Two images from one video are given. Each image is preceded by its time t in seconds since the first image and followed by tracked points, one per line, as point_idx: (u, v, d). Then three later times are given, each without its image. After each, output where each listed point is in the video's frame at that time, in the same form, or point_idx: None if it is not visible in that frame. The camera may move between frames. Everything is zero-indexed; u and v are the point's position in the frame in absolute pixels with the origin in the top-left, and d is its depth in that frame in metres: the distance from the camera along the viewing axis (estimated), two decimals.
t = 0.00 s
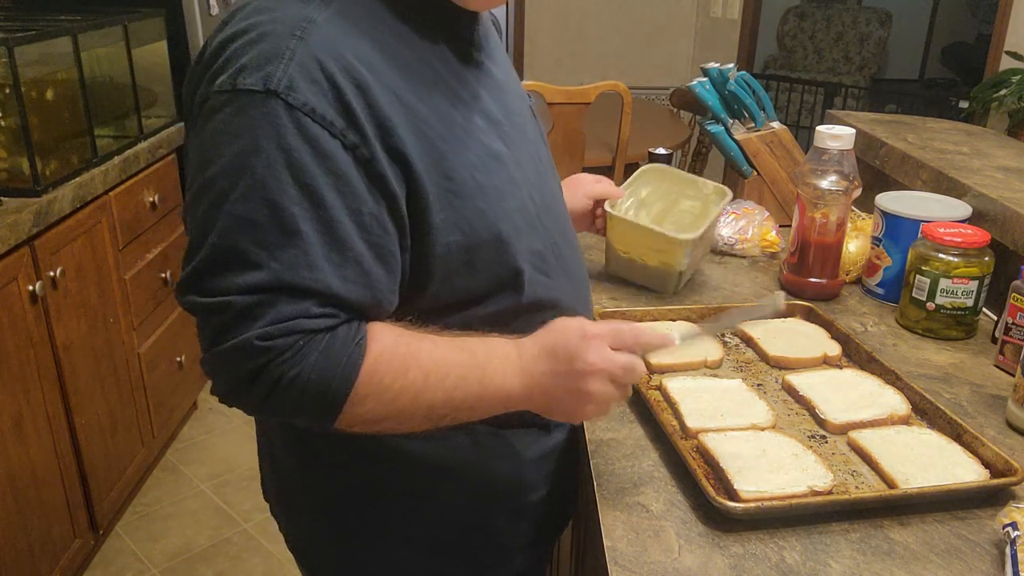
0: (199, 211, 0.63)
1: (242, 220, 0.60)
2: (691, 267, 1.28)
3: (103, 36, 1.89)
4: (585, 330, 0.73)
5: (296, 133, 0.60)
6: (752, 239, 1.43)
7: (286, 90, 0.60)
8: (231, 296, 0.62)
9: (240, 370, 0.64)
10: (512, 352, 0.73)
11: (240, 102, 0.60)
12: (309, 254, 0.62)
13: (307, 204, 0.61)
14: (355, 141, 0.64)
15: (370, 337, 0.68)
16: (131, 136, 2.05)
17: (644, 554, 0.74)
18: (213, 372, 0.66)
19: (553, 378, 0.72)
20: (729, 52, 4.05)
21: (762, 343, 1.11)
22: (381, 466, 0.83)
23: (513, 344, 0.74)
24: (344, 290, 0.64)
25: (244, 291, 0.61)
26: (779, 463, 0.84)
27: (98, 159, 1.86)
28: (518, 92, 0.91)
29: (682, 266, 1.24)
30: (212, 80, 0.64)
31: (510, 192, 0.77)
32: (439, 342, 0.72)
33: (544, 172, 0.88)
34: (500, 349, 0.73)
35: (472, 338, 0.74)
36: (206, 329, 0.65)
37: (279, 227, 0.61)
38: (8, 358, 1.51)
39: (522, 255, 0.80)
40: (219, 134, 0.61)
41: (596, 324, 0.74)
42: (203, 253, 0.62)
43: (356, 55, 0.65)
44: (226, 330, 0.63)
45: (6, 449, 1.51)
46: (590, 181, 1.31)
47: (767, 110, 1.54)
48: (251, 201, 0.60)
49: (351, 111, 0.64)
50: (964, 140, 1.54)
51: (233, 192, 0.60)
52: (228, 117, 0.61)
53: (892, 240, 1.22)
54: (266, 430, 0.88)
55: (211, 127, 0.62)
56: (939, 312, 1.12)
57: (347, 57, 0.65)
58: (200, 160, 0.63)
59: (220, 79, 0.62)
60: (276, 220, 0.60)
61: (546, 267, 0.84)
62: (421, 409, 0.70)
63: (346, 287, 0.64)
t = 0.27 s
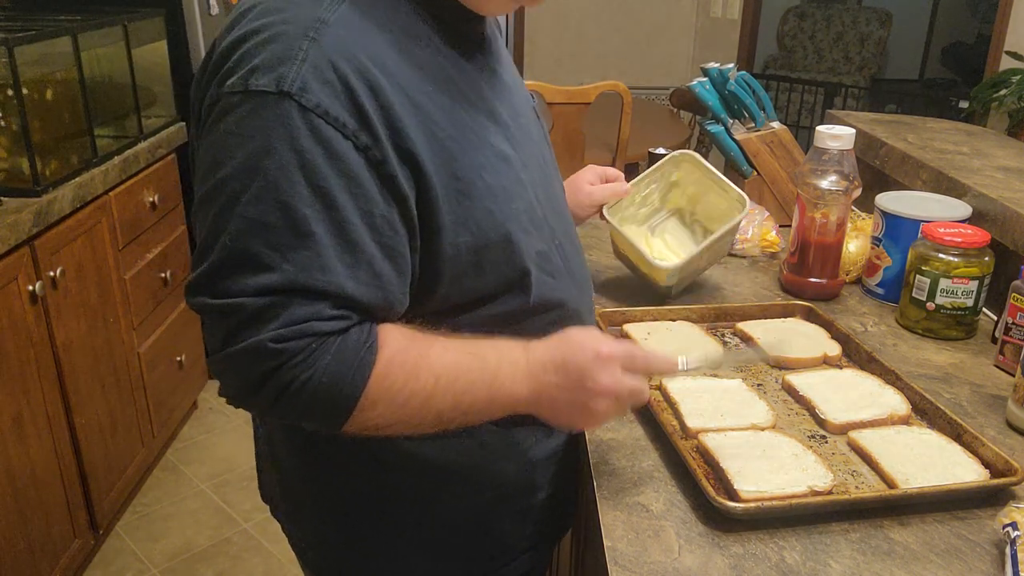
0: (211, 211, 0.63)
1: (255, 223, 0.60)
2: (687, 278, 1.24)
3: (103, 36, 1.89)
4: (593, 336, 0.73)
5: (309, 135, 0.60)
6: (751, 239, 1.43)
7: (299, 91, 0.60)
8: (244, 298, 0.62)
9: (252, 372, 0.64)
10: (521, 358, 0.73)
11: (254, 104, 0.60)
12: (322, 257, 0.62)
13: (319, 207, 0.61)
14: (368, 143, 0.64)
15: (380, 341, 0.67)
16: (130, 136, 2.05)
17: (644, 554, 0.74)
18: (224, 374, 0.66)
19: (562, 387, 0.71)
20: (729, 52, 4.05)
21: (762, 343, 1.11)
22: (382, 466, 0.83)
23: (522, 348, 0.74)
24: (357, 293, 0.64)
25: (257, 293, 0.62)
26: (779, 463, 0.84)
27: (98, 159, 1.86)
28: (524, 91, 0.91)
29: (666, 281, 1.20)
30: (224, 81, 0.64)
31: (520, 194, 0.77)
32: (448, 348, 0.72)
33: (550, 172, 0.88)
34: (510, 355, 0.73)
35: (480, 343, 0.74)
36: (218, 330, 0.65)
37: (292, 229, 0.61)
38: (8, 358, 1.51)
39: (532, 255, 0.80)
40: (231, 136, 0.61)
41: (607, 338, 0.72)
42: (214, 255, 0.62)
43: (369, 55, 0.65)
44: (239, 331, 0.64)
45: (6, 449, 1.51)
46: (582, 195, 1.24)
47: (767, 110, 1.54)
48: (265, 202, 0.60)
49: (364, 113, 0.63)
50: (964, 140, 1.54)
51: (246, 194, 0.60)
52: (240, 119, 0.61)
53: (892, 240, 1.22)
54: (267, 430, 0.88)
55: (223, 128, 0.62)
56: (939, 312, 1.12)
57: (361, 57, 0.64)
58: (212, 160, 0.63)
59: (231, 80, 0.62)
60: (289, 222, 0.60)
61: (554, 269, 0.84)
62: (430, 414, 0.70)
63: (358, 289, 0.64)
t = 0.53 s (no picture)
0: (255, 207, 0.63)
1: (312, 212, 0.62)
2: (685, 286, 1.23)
3: (103, 36, 1.89)
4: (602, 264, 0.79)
5: (343, 122, 0.62)
6: (751, 239, 1.43)
7: (326, 79, 0.61)
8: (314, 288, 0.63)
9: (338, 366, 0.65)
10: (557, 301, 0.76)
11: (286, 99, 0.61)
12: (375, 238, 0.64)
13: (367, 191, 0.63)
14: (397, 125, 0.65)
15: (447, 313, 0.69)
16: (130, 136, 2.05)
17: (644, 554, 0.74)
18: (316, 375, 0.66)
19: (588, 306, 0.76)
20: (730, 52, 4.05)
21: (761, 343, 1.11)
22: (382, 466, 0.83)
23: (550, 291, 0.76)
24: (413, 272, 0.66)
25: (328, 282, 0.62)
26: (779, 463, 0.84)
27: (98, 159, 1.86)
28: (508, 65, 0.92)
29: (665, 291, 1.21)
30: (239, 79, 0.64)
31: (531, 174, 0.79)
32: (492, 304, 0.73)
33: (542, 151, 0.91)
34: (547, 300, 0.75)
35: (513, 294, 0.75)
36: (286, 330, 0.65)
37: (347, 214, 0.62)
38: (8, 358, 1.51)
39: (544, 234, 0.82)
40: (268, 132, 0.62)
41: (616, 267, 0.79)
42: (271, 252, 0.63)
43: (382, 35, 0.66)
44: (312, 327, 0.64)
45: (6, 449, 1.51)
46: (577, 215, 1.17)
47: (767, 110, 1.54)
48: (313, 191, 0.62)
49: (389, 96, 0.65)
50: (964, 140, 1.54)
51: (297, 185, 0.62)
52: (274, 114, 0.62)
53: (892, 240, 1.22)
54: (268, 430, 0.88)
55: (255, 126, 0.62)
56: (939, 312, 1.12)
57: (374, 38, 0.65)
58: (247, 155, 0.63)
59: (251, 76, 0.62)
60: (343, 208, 0.62)
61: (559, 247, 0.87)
62: (499, 370, 0.73)
63: (410, 269, 0.66)
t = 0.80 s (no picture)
0: (335, 197, 0.64)
1: (399, 186, 0.63)
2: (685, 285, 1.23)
3: (103, 36, 1.89)
4: (625, 249, 0.91)
5: (403, 101, 0.64)
6: (751, 239, 1.43)
7: (378, 63, 0.63)
8: (420, 258, 0.65)
9: (453, 334, 0.68)
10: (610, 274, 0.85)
11: (349, 85, 0.62)
12: (450, 207, 0.66)
13: (435, 163, 0.66)
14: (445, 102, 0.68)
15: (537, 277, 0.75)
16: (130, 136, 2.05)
17: (644, 554, 0.74)
18: (426, 344, 0.68)
19: (632, 282, 0.87)
20: (730, 52, 4.05)
21: (761, 343, 1.11)
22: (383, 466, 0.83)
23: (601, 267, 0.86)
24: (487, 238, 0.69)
25: (428, 251, 0.64)
26: (779, 463, 0.84)
27: (98, 159, 1.86)
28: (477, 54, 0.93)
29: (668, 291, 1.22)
30: (281, 77, 0.64)
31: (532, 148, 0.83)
32: (566, 272, 0.81)
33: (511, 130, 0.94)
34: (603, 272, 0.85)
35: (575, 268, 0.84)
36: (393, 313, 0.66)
37: (426, 184, 0.65)
38: (8, 358, 1.51)
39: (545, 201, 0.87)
40: (335, 119, 0.62)
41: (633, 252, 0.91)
42: (360, 235, 0.64)
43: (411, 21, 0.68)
44: (420, 302, 0.66)
45: (6, 449, 1.51)
46: (572, 221, 1.17)
47: (767, 110, 1.54)
48: (394, 170, 0.63)
49: (433, 77, 0.67)
50: (964, 140, 1.54)
51: (379, 163, 0.63)
52: (338, 101, 0.62)
53: (892, 240, 1.22)
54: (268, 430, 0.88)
55: (318, 117, 0.63)
56: (939, 312, 1.12)
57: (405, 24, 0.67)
58: (315, 152, 0.63)
59: (299, 70, 0.63)
60: (421, 180, 0.64)
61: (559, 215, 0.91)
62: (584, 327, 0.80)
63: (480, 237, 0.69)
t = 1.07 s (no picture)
0: (366, 183, 0.64)
1: (427, 169, 0.65)
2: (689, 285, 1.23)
3: (103, 36, 1.89)
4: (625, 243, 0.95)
5: (427, 89, 0.66)
6: (751, 239, 1.43)
7: (402, 52, 0.65)
8: (451, 240, 0.66)
9: (483, 316, 0.69)
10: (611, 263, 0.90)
11: (377, 74, 0.64)
12: (474, 192, 0.68)
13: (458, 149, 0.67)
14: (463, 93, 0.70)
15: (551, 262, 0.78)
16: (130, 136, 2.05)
17: (644, 554, 0.74)
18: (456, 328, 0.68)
19: (632, 274, 0.91)
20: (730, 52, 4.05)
21: (761, 343, 1.11)
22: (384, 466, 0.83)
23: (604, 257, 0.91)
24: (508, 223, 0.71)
25: (457, 232, 0.66)
26: (779, 463, 0.84)
27: (98, 159, 1.86)
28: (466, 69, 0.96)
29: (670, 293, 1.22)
30: (308, 68, 0.65)
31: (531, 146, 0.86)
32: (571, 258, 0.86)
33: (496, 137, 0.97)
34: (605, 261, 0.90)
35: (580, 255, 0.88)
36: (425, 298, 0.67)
37: (452, 168, 0.66)
38: (8, 357, 1.51)
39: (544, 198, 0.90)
40: (365, 106, 0.63)
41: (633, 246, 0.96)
42: (391, 219, 0.65)
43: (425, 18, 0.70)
44: (453, 283, 0.67)
45: (6, 448, 1.51)
46: (569, 223, 1.17)
47: (767, 110, 1.54)
48: (426, 156, 0.65)
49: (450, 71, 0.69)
50: (964, 140, 1.54)
51: (409, 146, 0.64)
52: (368, 89, 0.64)
53: (892, 240, 1.22)
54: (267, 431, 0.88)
55: (347, 104, 0.64)
56: (939, 312, 1.12)
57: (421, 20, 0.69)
58: (347, 141, 0.64)
59: (326, 61, 0.64)
60: (447, 163, 0.66)
61: (558, 212, 0.93)
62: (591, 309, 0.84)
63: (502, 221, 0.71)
